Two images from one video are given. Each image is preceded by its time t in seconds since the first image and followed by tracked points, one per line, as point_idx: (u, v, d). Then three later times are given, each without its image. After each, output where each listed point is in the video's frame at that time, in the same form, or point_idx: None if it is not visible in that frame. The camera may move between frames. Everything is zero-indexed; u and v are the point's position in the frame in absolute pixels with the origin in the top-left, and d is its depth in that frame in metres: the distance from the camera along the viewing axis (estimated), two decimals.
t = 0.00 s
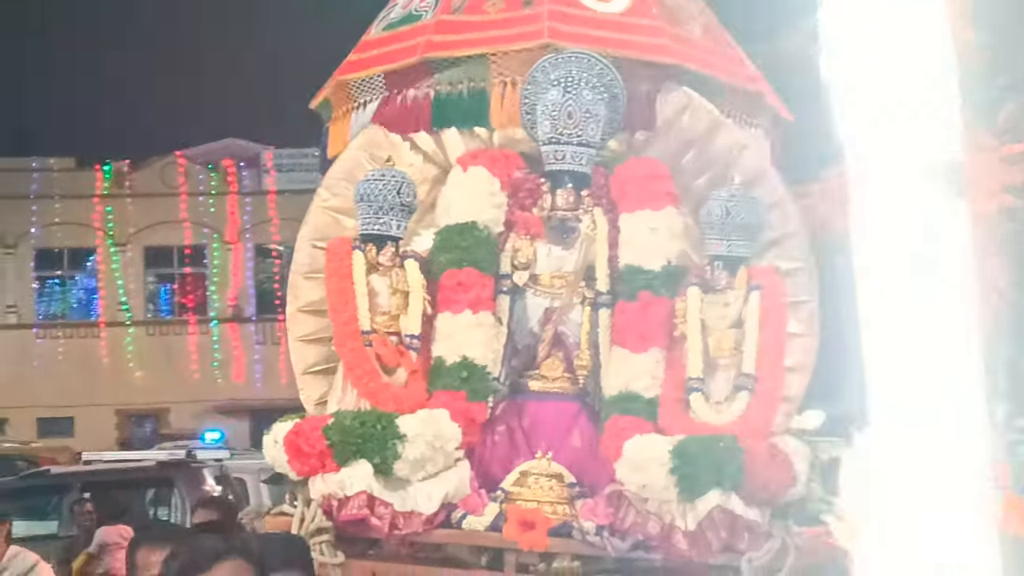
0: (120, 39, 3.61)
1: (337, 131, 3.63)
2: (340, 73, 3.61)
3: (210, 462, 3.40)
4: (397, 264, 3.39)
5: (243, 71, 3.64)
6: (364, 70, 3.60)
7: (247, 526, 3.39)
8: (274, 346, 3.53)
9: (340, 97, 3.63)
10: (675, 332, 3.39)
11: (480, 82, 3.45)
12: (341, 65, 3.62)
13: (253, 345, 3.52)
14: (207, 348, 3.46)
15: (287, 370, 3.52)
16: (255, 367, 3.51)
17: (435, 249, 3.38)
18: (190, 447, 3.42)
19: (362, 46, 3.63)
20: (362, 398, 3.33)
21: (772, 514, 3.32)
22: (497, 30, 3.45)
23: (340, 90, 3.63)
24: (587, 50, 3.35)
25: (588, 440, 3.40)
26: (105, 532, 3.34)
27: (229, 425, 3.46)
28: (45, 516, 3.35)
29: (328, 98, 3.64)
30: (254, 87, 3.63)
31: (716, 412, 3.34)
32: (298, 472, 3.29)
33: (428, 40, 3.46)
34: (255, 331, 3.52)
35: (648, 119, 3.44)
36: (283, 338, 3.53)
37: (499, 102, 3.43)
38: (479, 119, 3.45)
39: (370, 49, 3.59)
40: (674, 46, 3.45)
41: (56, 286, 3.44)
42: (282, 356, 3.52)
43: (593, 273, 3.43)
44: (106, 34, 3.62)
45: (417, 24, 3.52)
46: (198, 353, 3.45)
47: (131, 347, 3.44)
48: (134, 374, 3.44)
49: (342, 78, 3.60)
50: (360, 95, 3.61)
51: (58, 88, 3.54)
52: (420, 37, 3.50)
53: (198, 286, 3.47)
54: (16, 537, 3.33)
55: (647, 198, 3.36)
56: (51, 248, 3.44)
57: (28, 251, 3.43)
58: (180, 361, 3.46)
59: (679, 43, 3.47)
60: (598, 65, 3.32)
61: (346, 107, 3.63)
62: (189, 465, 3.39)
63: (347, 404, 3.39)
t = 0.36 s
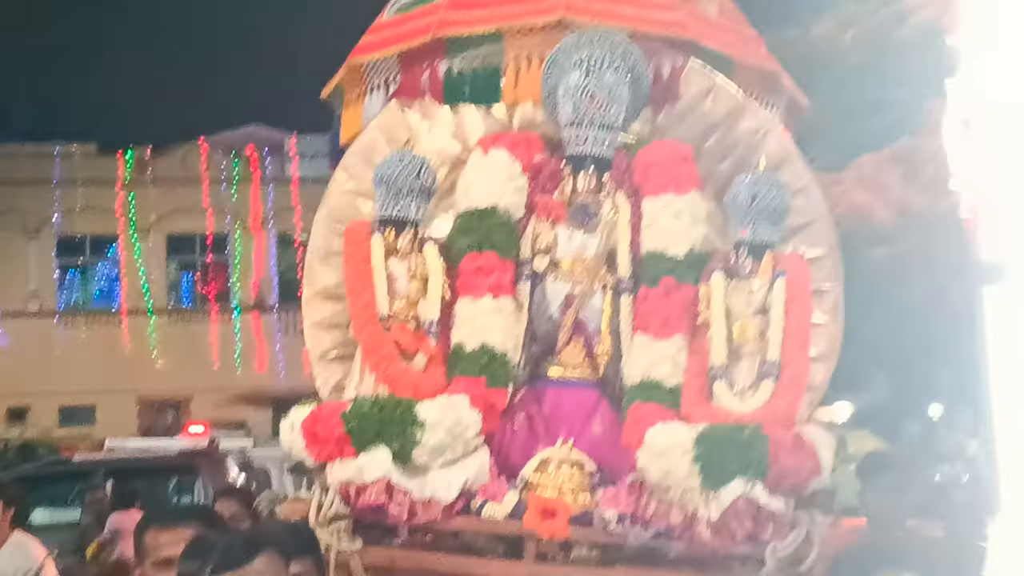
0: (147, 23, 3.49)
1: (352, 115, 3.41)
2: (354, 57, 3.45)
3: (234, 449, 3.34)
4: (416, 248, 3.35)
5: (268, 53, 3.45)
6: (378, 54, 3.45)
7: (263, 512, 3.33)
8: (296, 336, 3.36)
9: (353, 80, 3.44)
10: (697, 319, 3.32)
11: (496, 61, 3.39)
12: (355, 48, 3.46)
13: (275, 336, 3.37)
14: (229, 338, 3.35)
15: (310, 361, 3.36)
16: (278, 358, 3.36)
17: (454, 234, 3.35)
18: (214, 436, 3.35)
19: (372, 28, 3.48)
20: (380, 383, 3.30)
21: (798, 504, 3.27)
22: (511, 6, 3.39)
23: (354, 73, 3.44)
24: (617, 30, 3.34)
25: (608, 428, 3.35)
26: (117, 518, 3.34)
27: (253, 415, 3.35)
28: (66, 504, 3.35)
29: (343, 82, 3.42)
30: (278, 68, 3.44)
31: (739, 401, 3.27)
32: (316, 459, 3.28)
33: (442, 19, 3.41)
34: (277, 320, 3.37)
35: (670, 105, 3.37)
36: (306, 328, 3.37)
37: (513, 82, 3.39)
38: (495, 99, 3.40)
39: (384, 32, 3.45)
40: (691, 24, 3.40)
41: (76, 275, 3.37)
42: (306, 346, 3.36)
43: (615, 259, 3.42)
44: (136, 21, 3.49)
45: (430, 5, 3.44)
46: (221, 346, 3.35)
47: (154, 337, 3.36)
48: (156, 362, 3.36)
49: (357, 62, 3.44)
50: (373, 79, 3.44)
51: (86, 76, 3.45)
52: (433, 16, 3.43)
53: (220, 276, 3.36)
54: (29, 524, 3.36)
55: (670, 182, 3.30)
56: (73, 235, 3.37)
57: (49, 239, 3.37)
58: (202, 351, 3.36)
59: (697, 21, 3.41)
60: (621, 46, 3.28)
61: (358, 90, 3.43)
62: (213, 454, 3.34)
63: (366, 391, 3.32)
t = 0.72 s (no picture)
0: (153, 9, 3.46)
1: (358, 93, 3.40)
2: (360, 33, 3.42)
3: (235, 432, 3.30)
4: (429, 228, 3.30)
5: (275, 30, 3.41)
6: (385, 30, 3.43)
7: (269, 494, 3.27)
8: (295, 317, 3.33)
9: (360, 57, 3.43)
10: (712, 304, 3.27)
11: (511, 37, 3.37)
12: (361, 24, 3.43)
13: (276, 315, 3.33)
14: (228, 317, 3.31)
15: (311, 342, 3.33)
16: (277, 339, 3.32)
17: (468, 214, 3.28)
18: (215, 419, 3.31)
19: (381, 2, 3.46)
20: (391, 364, 3.28)
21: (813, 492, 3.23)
22: None
23: (359, 50, 3.43)
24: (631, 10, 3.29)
25: (621, 412, 3.31)
26: (111, 502, 3.32)
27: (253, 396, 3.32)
28: (62, 484, 3.32)
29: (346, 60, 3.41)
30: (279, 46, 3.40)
31: (754, 386, 3.24)
32: (325, 440, 3.24)
33: None
34: (278, 301, 3.34)
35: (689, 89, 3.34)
36: (308, 309, 3.33)
37: (534, 59, 3.35)
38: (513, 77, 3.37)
39: (390, 8, 3.42)
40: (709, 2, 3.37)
41: (73, 252, 3.37)
42: (306, 328, 3.32)
43: (630, 241, 3.36)
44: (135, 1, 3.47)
45: None
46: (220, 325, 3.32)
47: (152, 316, 3.33)
48: (154, 341, 3.33)
49: (365, 38, 3.41)
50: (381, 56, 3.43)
51: (89, 57, 3.43)
52: None
53: (221, 255, 3.33)
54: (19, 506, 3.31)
55: (686, 164, 3.26)
56: (71, 212, 3.37)
57: (47, 215, 3.37)
58: (201, 329, 3.33)
59: None
60: (638, 27, 3.23)
61: (365, 67, 3.43)
62: (214, 435, 3.31)
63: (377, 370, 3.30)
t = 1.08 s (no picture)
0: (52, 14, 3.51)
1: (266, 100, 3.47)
2: (268, 40, 3.48)
3: (122, 448, 3.28)
4: (335, 240, 3.29)
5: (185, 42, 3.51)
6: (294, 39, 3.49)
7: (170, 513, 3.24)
8: (180, 330, 3.36)
9: (269, 66, 3.49)
10: (621, 310, 3.28)
11: (424, 47, 3.33)
12: (269, 33, 3.50)
13: (158, 329, 3.35)
14: (111, 332, 3.35)
15: (196, 355, 3.36)
16: (160, 353, 3.34)
17: (373, 225, 3.27)
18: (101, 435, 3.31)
19: (291, 12, 3.52)
20: (298, 378, 3.26)
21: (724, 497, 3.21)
22: None
23: (267, 58, 3.49)
24: (549, 21, 3.29)
25: (530, 421, 3.32)
26: None
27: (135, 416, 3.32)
28: None
29: (253, 66, 3.51)
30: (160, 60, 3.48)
31: (664, 393, 3.23)
32: (233, 457, 3.22)
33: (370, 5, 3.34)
34: (161, 315, 3.36)
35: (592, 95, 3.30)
36: (192, 323, 3.37)
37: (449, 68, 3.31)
38: (423, 86, 3.33)
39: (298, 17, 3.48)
40: (623, 12, 3.36)
41: None
42: (190, 340, 3.37)
43: (538, 249, 3.33)
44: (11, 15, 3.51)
45: None
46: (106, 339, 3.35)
47: (32, 331, 3.36)
48: (35, 356, 3.35)
49: (272, 46, 3.47)
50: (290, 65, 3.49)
51: None
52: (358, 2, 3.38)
53: (102, 270, 3.38)
54: None
55: (590, 172, 3.25)
56: None
57: None
58: (82, 343, 3.35)
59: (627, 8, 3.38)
60: (539, 34, 3.23)
61: (275, 76, 3.49)
62: (101, 451, 3.29)
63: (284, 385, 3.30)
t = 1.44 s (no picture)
0: None
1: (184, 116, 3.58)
2: (186, 56, 3.48)
3: (21, 471, 3.54)
4: (252, 257, 3.27)
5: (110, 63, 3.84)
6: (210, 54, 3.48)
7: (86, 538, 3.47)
8: (78, 352, 3.62)
9: (186, 81, 3.54)
10: (543, 323, 3.24)
11: (341, 62, 3.34)
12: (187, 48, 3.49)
13: (56, 351, 3.63)
14: (10, 352, 3.64)
15: (93, 378, 3.62)
16: (58, 375, 3.61)
17: (291, 242, 3.24)
18: None
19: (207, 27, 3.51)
20: (217, 398, 3.20)
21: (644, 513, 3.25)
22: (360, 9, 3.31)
23: (184, 74, 3.53)
24: (468, 36, 3.32)
25: (452, 437, 3.31)
26: None
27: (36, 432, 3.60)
28: None
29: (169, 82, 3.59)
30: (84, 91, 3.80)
31: (588, 407, 3.20)
32: (152, 478, 3.16)
33: (287, 19, 3.31)
34: (58, 336, 3.64)
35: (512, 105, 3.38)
36: (90, 345, 3.63)
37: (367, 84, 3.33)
38: (342, 100, 3.36)
39: (215, 31, 3.47)
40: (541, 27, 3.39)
41: None
42: (88, 362, 3.62)
43: (458, 263, 3.32)
44: None
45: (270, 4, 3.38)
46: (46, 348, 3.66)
47: None
48: None
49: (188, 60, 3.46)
50: (207, 79, 3.51)
51: None
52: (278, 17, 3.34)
53: (1, 290, 3.68)
54: None
55: (511, 184, 3.22)
56: None
57: None
58: None
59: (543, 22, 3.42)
60: (456, 47, 3.21)
61: (194, 91, 3.55)
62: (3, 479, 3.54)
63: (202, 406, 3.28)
